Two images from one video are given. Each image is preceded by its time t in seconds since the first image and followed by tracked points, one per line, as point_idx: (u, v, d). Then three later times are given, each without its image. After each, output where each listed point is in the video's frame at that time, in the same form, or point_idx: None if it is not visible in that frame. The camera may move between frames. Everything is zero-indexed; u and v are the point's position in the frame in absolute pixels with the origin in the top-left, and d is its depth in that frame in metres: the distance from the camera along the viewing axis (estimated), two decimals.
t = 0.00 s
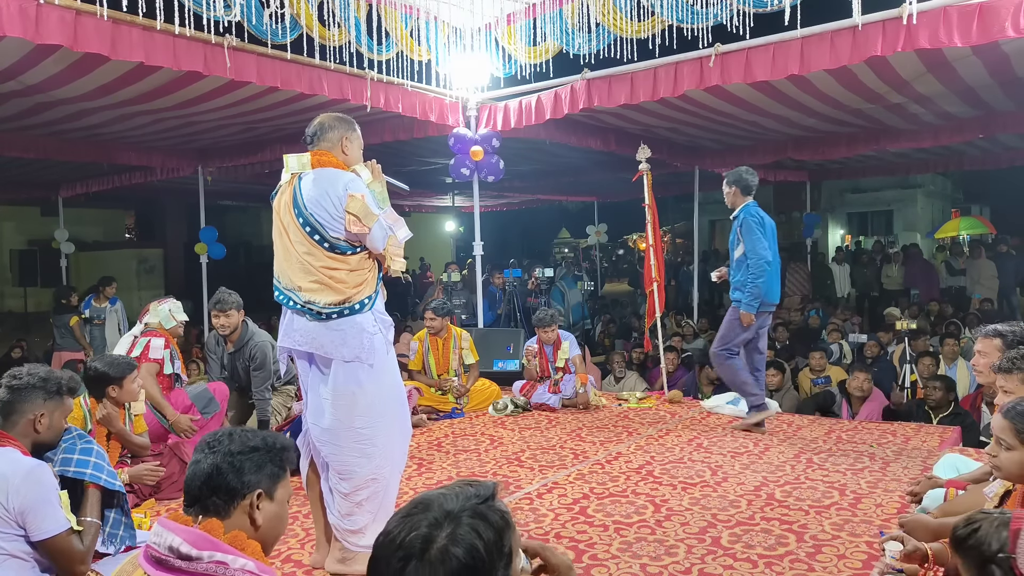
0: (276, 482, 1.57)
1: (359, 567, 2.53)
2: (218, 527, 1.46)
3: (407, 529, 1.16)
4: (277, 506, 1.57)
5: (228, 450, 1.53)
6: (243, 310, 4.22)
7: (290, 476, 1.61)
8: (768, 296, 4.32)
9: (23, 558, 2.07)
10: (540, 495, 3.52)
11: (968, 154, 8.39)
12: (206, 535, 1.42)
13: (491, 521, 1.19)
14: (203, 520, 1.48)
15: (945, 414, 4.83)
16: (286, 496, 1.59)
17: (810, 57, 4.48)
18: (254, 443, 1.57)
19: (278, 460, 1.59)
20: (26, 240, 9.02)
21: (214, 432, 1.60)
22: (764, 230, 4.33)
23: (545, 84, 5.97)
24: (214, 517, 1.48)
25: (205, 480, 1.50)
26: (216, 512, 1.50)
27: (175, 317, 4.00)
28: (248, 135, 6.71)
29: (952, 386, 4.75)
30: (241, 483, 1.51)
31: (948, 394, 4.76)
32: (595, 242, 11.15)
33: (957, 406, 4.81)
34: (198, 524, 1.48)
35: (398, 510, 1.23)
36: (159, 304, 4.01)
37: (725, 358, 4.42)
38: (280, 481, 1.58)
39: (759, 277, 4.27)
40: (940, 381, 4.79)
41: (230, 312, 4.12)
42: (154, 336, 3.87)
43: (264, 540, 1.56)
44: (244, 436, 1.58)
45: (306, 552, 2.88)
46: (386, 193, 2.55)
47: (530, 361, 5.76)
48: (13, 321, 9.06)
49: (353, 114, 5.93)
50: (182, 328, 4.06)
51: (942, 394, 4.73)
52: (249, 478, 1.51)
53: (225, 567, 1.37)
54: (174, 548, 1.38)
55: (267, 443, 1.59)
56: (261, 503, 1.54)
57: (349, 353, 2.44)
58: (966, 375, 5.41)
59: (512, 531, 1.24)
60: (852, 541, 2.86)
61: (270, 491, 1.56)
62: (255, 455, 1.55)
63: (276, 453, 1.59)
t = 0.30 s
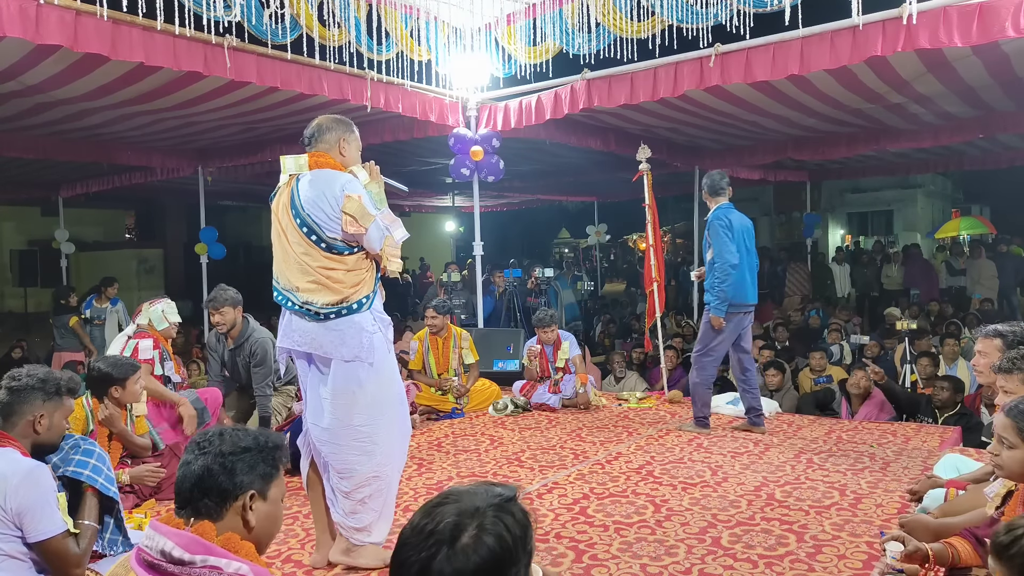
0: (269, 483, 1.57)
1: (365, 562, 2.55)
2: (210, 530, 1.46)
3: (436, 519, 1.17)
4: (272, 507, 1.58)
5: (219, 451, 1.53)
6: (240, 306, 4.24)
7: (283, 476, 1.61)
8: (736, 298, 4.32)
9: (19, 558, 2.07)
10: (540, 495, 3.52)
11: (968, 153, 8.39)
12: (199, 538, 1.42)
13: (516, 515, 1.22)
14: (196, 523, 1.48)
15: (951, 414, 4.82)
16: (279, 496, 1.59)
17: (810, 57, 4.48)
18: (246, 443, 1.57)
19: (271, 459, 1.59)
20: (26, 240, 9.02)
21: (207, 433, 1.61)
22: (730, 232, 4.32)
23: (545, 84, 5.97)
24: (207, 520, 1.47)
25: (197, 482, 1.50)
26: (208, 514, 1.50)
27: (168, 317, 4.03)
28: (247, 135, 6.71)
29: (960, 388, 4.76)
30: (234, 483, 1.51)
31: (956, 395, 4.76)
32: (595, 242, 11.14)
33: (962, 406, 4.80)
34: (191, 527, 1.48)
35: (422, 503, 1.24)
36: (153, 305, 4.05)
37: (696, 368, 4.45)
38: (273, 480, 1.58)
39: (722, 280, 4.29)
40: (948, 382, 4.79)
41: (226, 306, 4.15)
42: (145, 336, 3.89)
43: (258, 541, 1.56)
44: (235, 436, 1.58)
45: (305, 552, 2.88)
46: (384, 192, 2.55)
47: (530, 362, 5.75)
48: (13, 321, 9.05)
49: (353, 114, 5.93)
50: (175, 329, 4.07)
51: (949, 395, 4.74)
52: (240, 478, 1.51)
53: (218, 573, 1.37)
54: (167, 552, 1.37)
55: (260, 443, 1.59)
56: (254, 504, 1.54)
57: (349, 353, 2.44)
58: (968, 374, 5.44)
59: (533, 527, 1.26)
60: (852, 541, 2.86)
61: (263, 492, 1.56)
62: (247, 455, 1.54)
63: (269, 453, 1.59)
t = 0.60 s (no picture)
0: (266, 485, 1.57)
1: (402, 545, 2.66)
2: (207, 534, 1.47)
3: (447, 511, 1.18)
4: (269, 509, 1.58)
5: (216, 452, 1.52)
6: (238, 301, 4.24)
7: (281, 476, 1.61)
8: (702, 296, 4.41)
9: (20, 558, 2.06)
10: (540, 495, 3.52)
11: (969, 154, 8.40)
12: (196, 543, 1.42)
13: (525, 511, 1.22)
14: (193, 526, 1.48)
15: (951, 415, 4.82)
16: (277, 497, 1.59)
17: (811, 57, 4.48)
18: (242, 445, 1.56)
19: (268, 461, 1.58)
20: (26, 240, 9.01)
21: (204, 431, 1.61)
22: (693, 232, 4.43)
23: (545, 84, 5.97)
24: (204, 524, 1.47)
25: (192, 483, 1.50)
26: (204, 517, 1.50)
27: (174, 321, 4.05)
28: (247, 135, 6.71)
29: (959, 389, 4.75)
30: (231, 485, 1.51)
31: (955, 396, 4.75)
32: (595, 242, 11.15)
33: (961, 406, 4.81)
34: (187, 531, 1.48)
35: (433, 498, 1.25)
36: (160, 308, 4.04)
37: (688, 370, 4.41)
38: (270, 482, 1.58)
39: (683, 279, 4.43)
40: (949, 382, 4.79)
41: (224, 301, 4.15)
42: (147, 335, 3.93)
43: (254, 543, 1.56)
44: (231, 437, 1.58)
45: (306, 552, 2.88)
46: (390, 194, 2.56)
47: (530, 362, 5.75)
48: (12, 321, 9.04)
49: (353, 114, 5.93)
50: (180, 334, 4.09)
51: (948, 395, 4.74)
52: (236, 480, 1.51)
53: None
54: (164, 557, 1.39)
55: (258, 443, 1.59)
56: (250, 506, 1.54)
57: (354, 352, 2.45)
58: (968, 374, 5.44)
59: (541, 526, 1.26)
60: (852, 541, 2.86)
61: (260, 494, 1.55)
62: (244, 457, 1.54)
63: (266, 453, 1.59)
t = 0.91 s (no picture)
0: (263, 485, 1.57)
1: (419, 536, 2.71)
2: (205, 535, 1.47)
3: (450, 504, 1.19)
4: (267, 510, 1.58)
5: (212, 453, 1.52)
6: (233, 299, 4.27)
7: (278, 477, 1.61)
8: (690, 297, 4.43)
9: (22, 561, 2.06)
10: (540, 495, 3.52)
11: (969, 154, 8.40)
12: (194, 544, 1.42)
13: (529, 508, 1.22)
14: (190, 528, 1.48)
15: (951, 414, 4.86)
16: (273, 498, 1.59)
17: (810, 57, 4.48)
18: (239, 446, 1.56)
19: (265, 461, 1.58)
20: (26, 240, 8.93)
21: (201, 432, 1.61)
22: (677, 234, 4.46)
23: (545, 85, 5.97)
24: (201, 526, 1.47)
25: (189, 484, 1.50)
26: (200, 518, 1.50)
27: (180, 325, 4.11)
28: (247, 135, 6.71)
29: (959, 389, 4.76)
30: (227, 485, 1.51)
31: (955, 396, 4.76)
32: (595, 242, 11.15)
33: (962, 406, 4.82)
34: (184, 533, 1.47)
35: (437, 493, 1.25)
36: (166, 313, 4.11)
37: (688, 370, 4.45)
38: (267, 483, 1.58)
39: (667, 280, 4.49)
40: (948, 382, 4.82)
41: (219, 298, 4.18)
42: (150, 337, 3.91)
43: (251, 543, 1.56)
44: (228, 438, 1.58)
45: (305, 552, 2.88)
46: (408, 197, 2.60)
47: (530, 362, 5.76)
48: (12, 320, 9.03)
49: (353, 113, 5.93)
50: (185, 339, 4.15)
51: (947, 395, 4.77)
52: (233, 480, 1.51)
53: None
54: (161, 558, 1.39)
55: (255, 444, 1.59)
56: (247, 507, 1.54)
57: (371, 353, 2.45)
58: (968, 374, 5.45)
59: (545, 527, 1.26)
60: (852, 541, 2.85)
61: (257, 494, 1.55)
62: (241, 457, 1.54)
63: (263, 454, 1.58)
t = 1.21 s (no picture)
0: (258, 483, 1.57)
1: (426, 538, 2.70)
2: (201, 533, 1.47)
3: (453, 504, 1.19)
4: (263, 508, 1.58)
5: (206, 452, 1.53)
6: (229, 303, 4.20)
7: (273, 474, 1.62)
8: (694, 296, 4.47)
9: (24, 560, 2.06)
10: (541, 495, 3.52)
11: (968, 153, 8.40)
12: (190, 543, 1.42)
13: (531, 510, 1.22)
14: (185, 527, 1.48)
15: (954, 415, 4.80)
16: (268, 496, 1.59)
17: (810, 57, 4.48)
18: (232, 444, 1.56)
19: (259, 459, 1.58)
20: (26, 240, 8.84)
21: (196, 430, 1.61)
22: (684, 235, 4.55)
23: (545, 84, 5.97)
24: (197, 525, 1.47)
25: (183, 483, 1.50)
26: (196, 517, 1.50)
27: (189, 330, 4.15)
28: (246, 135, 6.71)
29: (960, 389, 4.77)
30: (222, 484, 1.51)
31: (956, 396, 4.77)
32: (595, 242, 11.16)
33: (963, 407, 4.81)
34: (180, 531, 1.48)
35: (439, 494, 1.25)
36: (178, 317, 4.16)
37: (692, 370, 4.52)
38: (262, 480, 1.58)
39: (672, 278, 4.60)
40: (948, 382, 4.81)
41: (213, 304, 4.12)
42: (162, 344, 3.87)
43: (248, 542, 1.56)
44: (222, 437, 1.58)
45: (305, 552, 2.88)
46: (438, 196, 2.65)
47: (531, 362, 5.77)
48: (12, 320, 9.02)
49: (353, 113, 5.93)
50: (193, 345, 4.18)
51: (948, 396, 4.77)
52: (227, 479, 1.51)
53: None
54: (156, 557, 1.38)
55: (249, 442, 1.59)
56: (243, 505, 1.54)
57: (399, 349, 2.47)
58: (968, 374, 5.44)
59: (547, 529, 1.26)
60: (852, 541, 2.85)
61: (252, 492, 1.56)
62: (235, 456, 1.54)
63: (257, 453, 1.58)
